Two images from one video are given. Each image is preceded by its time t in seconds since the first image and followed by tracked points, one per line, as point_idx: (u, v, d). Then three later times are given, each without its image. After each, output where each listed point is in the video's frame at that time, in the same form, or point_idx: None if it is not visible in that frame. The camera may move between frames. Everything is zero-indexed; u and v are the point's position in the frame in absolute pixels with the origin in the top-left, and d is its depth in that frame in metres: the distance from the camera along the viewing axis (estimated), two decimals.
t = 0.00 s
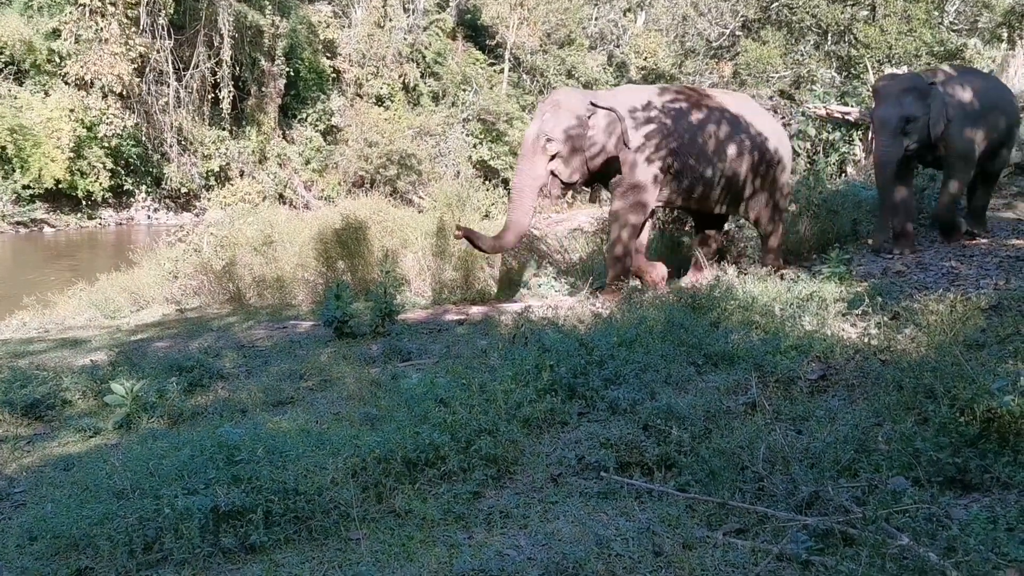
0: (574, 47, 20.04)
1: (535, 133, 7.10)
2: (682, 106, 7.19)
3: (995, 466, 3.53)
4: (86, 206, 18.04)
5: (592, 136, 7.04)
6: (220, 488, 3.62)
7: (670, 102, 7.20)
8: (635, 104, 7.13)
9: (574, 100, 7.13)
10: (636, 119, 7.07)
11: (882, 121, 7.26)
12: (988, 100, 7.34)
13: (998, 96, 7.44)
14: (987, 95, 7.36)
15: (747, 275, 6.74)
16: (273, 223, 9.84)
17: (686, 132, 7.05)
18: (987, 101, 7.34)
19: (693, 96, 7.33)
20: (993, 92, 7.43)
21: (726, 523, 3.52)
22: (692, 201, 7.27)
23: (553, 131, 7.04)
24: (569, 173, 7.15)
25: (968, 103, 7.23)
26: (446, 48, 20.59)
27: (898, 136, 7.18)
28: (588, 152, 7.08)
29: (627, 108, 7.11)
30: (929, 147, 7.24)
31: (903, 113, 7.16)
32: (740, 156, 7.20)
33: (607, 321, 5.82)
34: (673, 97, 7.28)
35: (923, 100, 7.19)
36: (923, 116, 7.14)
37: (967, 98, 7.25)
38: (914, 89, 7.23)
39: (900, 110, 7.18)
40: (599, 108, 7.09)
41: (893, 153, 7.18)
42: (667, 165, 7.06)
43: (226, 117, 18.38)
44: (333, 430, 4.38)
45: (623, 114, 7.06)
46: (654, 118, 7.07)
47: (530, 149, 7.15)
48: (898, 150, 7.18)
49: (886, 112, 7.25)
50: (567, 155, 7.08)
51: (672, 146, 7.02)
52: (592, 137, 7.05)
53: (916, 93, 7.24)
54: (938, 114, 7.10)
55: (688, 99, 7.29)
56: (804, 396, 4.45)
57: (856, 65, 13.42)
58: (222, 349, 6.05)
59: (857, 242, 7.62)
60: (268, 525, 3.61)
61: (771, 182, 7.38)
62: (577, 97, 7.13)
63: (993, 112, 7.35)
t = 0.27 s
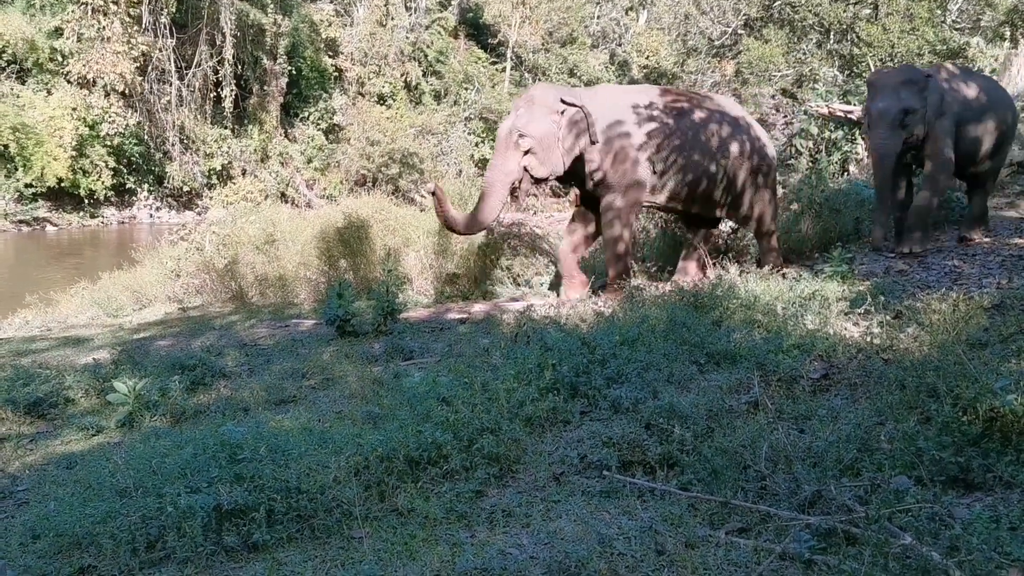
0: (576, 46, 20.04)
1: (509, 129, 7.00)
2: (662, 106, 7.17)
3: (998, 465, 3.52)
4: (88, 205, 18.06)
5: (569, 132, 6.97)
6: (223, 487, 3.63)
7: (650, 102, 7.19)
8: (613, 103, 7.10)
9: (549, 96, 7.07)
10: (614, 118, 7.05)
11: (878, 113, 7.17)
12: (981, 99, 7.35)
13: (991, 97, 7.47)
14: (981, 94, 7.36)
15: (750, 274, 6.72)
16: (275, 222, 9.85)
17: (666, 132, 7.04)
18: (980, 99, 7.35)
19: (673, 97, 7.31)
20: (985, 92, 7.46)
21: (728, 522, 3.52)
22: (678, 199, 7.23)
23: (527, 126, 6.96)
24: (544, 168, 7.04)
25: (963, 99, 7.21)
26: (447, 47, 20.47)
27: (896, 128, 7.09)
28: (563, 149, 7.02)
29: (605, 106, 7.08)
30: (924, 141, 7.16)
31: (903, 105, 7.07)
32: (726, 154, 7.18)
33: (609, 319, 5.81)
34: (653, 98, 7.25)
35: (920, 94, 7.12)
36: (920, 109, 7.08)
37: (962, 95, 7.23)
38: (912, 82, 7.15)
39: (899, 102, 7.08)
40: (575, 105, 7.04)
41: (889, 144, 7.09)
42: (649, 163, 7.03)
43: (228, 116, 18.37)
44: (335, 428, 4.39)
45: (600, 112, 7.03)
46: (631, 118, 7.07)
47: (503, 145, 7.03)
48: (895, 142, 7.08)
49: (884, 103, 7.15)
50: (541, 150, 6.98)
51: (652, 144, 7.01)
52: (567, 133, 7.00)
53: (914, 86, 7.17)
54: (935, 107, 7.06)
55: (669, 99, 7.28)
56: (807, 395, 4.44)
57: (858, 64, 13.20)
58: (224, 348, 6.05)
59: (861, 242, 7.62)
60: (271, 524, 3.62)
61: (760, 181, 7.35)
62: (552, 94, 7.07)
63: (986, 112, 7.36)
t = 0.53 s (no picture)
0: (581, 45, 20.10)
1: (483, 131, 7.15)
2: (639, 107, 7.13)
3: (1004, 465, 3.51)
4: (94, 204, 18.11)
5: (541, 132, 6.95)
6: (228, 486, 3.63)
7: (629, 102, 7.14)
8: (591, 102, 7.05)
9: (522, 97, 7.18)
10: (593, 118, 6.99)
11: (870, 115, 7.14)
12: (976, 100, 7.31)
13: (988, 97, 7.40)
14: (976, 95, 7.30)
15: (755, 274, 6.71)
16: (280, 221, 9.86)
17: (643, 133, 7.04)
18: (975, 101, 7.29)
19: (653, 98, 7.25)
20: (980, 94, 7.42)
21: (734, 521, 3.52)
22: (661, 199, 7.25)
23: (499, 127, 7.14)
24: (517, 170, 7.21)
25: (957, 102, 7.15)
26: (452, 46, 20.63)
27: (888, 130, 7.03)
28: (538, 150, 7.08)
29: (582, 105, 7.03)
30: (918, 143, 7.09)
31: (894, 107, 7.02)
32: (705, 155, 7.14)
33: (614, 318, 5.81)
34: (632, 98, 7.18)
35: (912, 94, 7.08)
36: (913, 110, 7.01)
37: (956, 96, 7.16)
38: (904, 83, 7.12)
39: (890, 104, 7.03)
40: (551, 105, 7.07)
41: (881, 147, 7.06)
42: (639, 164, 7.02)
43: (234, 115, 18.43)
44: (341, 427, 4.39)
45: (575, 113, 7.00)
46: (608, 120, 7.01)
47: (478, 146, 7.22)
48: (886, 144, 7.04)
49: (877, 106, 7.11)
50: (513, 151, 7.14)
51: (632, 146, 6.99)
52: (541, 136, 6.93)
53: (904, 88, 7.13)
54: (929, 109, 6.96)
55: (650, 100, 7.24)
56: (812, 394, 4.43)
57: (863, 63, 13.07)
58: (230, 346, 6.06)
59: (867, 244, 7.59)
60: (277, 522, 3.62)
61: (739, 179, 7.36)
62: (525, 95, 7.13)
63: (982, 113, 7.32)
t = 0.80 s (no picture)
0: (589, 44, 20.11)
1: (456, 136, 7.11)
2: (615, 109, 7.07)
3: (1015, 465, 3.50)
4: (103, 203, 18.20)
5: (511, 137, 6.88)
6: (237, 485, 3.64)
7: (606, 104, 7.08)
8: (564, 105, 7.01)
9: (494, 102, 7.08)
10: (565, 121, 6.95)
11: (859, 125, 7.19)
12: (977, 100, 7.24)
13: (987, 98, 7.32)
14: (975, 95, 7.23)
15: (763, 274, 6.69)
16: (288, 220, 9.88)
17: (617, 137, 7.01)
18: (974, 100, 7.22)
19: (630, 99, 7.18)
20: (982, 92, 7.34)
21: (742, 521, 3.51)
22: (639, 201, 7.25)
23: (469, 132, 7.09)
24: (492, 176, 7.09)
25: (952, 104, 7.09)
26: (459, 46, 20.44)
27: (876, 139, 7.09)
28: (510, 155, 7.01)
29: (556, 108, 6.99)
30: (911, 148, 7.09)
31: (880, 114, 7.06)
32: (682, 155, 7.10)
33: (623, 318, 5.80)
34: (608, 100, 7.13)
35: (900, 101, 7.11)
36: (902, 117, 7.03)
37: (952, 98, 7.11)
38: (892, 91, 7.17)
39: (876, 112, 7.10)
40: (521, 109, 7.02)
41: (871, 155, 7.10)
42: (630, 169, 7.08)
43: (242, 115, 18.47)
44: (349, 426, 4.39)
45: (547, 116, 6.96)
46: (580, 122, 6.95)
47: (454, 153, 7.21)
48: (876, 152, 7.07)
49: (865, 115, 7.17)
50: (486, 158, 7.02)
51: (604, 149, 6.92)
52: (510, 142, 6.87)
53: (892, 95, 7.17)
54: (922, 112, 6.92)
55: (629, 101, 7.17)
56: (821, 394, 4.42)
57: (873, 61, 13.06)
58: (238, 346, 6.07)
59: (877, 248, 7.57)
60: (285, 521, 3.63)
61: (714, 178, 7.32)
62: (497, 99, 7.07)
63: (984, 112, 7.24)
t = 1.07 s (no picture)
0: (600, 44, 20.18)
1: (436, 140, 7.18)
2: (598, 109, 7.00)
3: None
4: (115, 203, 18.32)
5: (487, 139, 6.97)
6: (249, 484, 3.66)
7: (589, 103, 7.03)
8: (545, 106, 6.99)
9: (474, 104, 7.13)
10: (545, 124, 6.94)
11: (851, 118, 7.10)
12: (983, 98, 7.15)
13: (991, 96, 7.22)
14: (978, 93, 7.13)
15: (774, 274, 6.67)
16: (300, 221, 9.91)
17: (601, 136, 6.96)
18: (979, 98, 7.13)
19: (615, 97, 7.09)
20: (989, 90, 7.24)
21: (754, 522, 3.50)
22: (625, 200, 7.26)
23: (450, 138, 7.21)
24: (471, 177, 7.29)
25: (954, 100, 6.97)
26: (469, 45, 20.61)
27: (867, 132, 6.99)
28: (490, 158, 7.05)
29: (536, 110, 6.98)
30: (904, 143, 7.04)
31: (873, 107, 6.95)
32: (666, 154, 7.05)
33: (634, 318, 5.80)
34: (591, 98, 7.07)
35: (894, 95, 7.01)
36: (897, 112, 6.92)
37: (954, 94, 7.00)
38: (887, 83, 7.07)
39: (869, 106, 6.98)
40: (501, 111, 7.01)
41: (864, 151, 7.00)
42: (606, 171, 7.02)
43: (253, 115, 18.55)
44: (360, 426, 4.40)
45: (527, 119, 6.95)
46: (560, 124, 6.94)
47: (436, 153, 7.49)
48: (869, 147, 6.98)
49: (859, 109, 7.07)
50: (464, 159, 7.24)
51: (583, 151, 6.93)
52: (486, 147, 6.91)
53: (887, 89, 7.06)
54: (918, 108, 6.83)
55: (614, 99, 7.09)
56: (833, 395, 4.41)
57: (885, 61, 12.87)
58: (250, 346, 6.09)
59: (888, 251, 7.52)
60: (297, 521, 3.63)
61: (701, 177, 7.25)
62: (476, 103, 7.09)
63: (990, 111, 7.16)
